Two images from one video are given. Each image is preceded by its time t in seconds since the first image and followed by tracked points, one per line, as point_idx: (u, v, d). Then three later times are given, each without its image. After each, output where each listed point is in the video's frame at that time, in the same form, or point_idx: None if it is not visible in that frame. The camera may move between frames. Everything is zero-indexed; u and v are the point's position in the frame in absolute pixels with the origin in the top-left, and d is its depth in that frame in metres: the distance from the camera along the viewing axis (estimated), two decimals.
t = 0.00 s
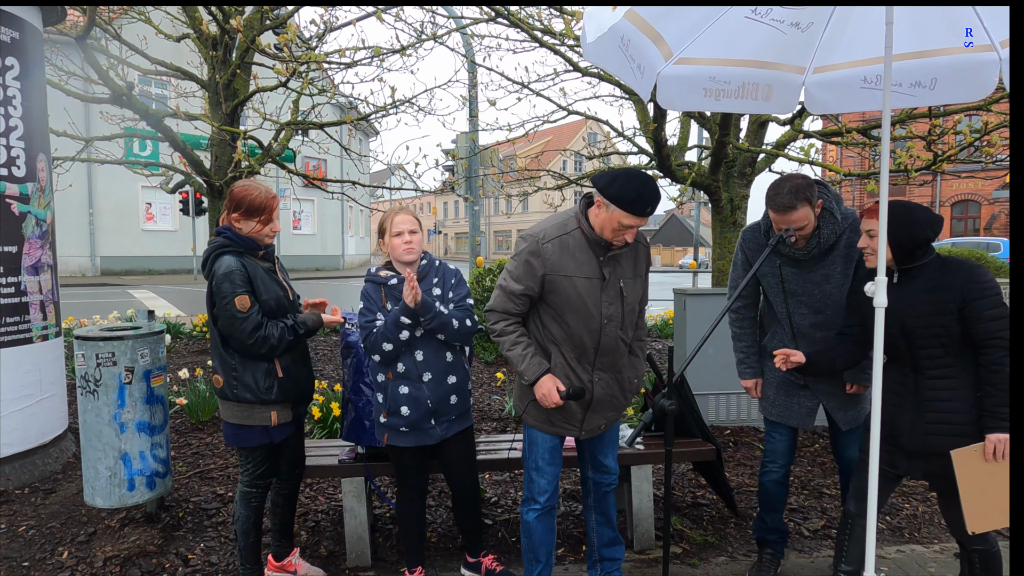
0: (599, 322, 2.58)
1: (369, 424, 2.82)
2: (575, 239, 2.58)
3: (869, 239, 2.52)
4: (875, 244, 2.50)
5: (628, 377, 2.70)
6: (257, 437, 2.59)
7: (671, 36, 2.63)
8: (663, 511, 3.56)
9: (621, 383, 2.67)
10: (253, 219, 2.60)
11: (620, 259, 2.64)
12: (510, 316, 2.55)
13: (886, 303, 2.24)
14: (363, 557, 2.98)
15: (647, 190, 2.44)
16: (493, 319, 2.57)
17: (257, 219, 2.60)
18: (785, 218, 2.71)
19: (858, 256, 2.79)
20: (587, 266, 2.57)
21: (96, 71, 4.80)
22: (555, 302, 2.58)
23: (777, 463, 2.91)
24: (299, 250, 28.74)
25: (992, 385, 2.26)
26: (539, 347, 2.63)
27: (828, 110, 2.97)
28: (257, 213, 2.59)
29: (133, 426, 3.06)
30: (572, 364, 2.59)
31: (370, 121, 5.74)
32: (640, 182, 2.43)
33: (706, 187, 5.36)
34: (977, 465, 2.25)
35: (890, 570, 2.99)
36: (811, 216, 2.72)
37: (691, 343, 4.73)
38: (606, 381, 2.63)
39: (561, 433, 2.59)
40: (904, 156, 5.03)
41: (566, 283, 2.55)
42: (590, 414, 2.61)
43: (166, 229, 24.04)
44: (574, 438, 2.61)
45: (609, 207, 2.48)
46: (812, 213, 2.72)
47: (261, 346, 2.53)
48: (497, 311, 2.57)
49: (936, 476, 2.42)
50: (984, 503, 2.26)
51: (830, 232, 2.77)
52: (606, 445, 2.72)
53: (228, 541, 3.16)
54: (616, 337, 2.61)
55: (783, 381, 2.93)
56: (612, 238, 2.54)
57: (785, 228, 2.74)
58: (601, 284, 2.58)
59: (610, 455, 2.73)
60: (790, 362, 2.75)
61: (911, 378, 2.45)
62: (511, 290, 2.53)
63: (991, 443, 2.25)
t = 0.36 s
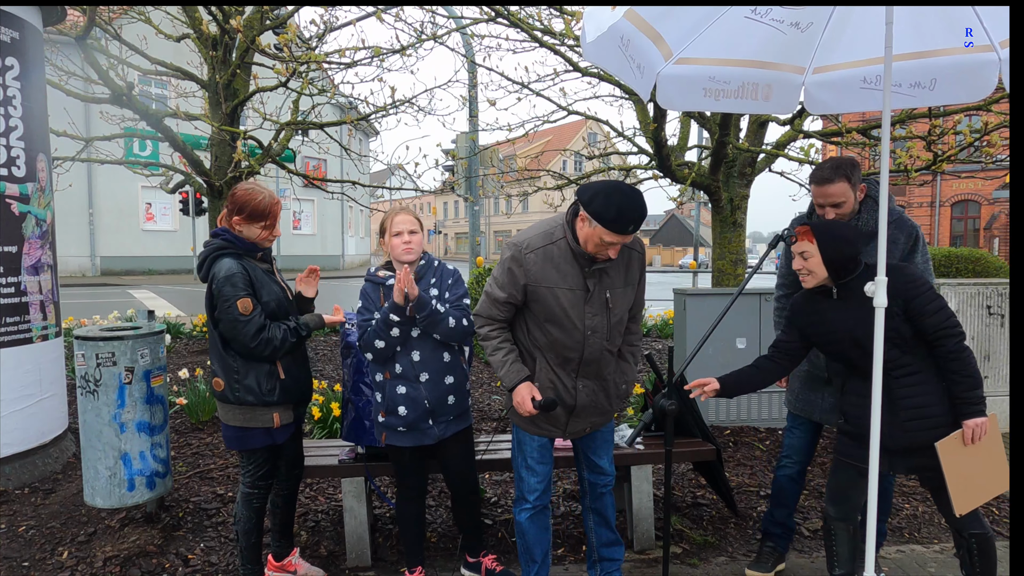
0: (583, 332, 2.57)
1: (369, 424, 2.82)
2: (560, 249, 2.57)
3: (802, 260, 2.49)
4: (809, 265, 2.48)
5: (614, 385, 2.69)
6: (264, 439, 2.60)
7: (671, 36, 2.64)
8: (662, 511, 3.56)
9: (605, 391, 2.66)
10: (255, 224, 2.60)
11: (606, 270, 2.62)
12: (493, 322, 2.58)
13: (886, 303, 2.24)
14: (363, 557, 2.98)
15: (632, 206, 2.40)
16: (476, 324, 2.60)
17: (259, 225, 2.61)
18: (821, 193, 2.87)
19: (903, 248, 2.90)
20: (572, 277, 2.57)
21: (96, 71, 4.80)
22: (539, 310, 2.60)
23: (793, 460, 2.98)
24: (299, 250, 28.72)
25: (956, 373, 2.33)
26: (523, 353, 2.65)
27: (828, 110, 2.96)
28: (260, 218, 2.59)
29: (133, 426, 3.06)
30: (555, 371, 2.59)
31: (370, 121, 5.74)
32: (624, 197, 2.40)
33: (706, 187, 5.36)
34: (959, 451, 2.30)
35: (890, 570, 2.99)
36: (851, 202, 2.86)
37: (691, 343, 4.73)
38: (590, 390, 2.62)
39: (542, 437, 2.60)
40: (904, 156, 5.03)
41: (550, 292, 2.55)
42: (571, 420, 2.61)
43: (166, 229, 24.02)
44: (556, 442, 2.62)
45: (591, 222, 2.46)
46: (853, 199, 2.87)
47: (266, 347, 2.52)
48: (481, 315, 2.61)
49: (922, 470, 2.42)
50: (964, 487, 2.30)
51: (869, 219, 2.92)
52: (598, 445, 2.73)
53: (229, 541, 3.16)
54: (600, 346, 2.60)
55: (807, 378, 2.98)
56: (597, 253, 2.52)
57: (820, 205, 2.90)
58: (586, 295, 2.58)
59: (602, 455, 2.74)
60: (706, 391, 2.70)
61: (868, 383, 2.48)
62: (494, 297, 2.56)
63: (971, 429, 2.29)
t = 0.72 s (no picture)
0: (605, 326, 2.57)
1: (370, 424, 2.82)
2: (582, 242, 2.59)
3: (773, 256, 2.54)
4: (780, 261, 2.53)
5: (634, 381, 2.69)
6: (257, 442, 2.59)
7: (671, 36, 2.64)
8: (662, 511, 3.56)
9: (626, 386, 2.66)
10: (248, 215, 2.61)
11: (628, 265, 2.63)
12: (514, 315, 2.58)
13: (886, 303, 2.24)
14: (363, 557, 2.99)
15: (654, 200, 2.42)
16: (498, 317, 2.60)
17: (253, 213, 2.61)
18: (843, 169, 2.88)
19: (914, 250, 2.86)
20: (593, 271, 2.58)
21: (96, 71, 4.80)
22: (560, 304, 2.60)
23: (788, 453, 3.03)
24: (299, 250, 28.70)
25: (933, 367, 2.39)
26: (544, 347, 2.65)
27: (828, 111, 2.97)
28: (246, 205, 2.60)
29: (133, 426, 3.06)
30: (576, 366, 2.58)
31: (370, 121, 5.74)
32: (646, 191, 2.42)
33: (706, 187, 5.36)
34: (931, 439, 2.35)
35: (890, 570, 3.00)
36: (870, 186, 2.87)
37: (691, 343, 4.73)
38: (611, 384, 2.62)
39: (564, 432, 2.60)
40: (904, 156, 5.03)
41: (571, 286, 2.56)
42: (594, 415, 2.61)
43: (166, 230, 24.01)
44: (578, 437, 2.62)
45: (616, 217, 2.48)
46: (872, 183, 2.87)
47: (268, 348, 2.52)
48: (503, 308, 2.61)
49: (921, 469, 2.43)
50: (935, 474, 2.35)
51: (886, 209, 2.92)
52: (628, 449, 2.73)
53: (229, 541, 3.16)
54: (622, 341, 2.60)
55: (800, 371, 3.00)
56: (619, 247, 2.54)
57: (839, 182, 2.92)
58: (607, 289, 2.59)
59: (633, 459, 2.74)
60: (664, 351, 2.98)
61: (848, 381, 2.50)
62: (516, 290, 2.56)
63: (941, 418, 2.36)
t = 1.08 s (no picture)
0: (640, 328, 2.60)
1: (370, 424, 2.81)
2: (636, 245, 2.59)
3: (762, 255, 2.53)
4: (769, 261, 2.52)
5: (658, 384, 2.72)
6: (253, 444, 2.58)
7: (671, 36, 2.64)
8: (662, 511, 3.56)
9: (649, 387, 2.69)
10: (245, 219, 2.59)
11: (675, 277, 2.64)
12: (555, 301, 2.59)
13: (886, 303, 2.24)
14: (363, 557, 2.99)
15: (718, 218, 2.42)
16: (538, 302, 2.61)
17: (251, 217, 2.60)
18: (817, 166, 2.94)
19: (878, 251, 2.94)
20: (641, 273, 2.59)
21: (96, 71, 4.80)
22: (602, 299, 2.62)
23: (766, 458, 3.03)
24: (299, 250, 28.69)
25: (932, 367, 2.39)
26: (579, 337, 2.67)
27: (828, 110, 2.97)
28: (242, 212, 2.58)
29: (133, 426, 3.06)
30: (604, 362, 2.62)
31: (370, 121, 5.74)
32: (711, 206, 2.43)
33: (706, 187, 5.36)
34: (917, 438, 2.36)
35: (889, 570, 2.99)
36: (843, 183, 2.92)
37: (691, 343, 4.74)
38: (634, 387, 2.65)
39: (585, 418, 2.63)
40: (904, 156, 5.03)
41: (617, 283, 2.58)
42: (616, 409, 2.64)
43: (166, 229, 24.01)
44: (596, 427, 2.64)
45: (677, 229, 2.48)
46: (844, 181, 2.93)
47: (264, 349, 2.51)
48: (544, 294, 2.62)
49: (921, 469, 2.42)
50: (923, 472, 2.36)
51: (857, 208, 2.95)
52: (641, 444, 2.73)
53: (228, 541, 3.16)
54: (655, 343, 2.63)
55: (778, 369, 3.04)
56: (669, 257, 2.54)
57: (813, 178, 2.97)
58: (650, 292, 2.60)
59: (645, 455, 2.74)
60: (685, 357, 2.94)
61: (835, 381, 2.51)
62: (562, 277, 2.57)
63: (928, 417, 2.36)
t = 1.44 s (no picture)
0: (648, 344, 2.63)
1: (369, 424, 2.81)
2: (653, 264, 2.59)
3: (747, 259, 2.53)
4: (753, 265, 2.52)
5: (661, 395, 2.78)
6: (250, 445, 2.58)
7: (672, 36, 2.64)
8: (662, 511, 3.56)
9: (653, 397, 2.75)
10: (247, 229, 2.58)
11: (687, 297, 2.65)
12: (567, 314, 2.58)
13: (886, 303, 2.25)
14: (364, 557, 2.99)
15: (737, 249, 2.41)
16: (552, 315, 2.59)
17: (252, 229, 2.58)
18: (761, 168, 2.92)
19: (829, 242, 2.99)
20: (656, 291, 2.59)
21: (95, 71, 4.80)
22: (613, 315, 2.62)
23: (749, 455, 3.03)
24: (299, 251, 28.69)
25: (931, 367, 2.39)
26: (588, 349, 2.68)
27: (828, 111, 2.97)
28: (241, 221, 2.55)
29: (133, 426, 3.06)
30: (610, 376, 2.66)
31: (370, 121, 5.74)
32: (730, 235, 2.43)
33: (707, 187, 5.36)
34: (904, 437, 2.38)
35: (889, 570, 2.99)
36: (787, 181, 2.92)
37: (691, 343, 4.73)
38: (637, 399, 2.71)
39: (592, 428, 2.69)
40: (904, 156, 5.03)
41: (630, 300, 2.58)
42: (622, 420, 2.70)
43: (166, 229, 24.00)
44: (601, 436, 2.70)
45: (696, 256, 2.46)
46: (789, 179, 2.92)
47: (258, 351, 2.51)
48: (557, 309, 2.59)
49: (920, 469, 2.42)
50: (913, 470, 2.38)
51: (804, 203, 2.96)
52: (652, 440, 2.77)
53: (228, 542, 3.16)
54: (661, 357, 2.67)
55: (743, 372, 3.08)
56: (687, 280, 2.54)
57: (759, 181, 2.95)
58: (662, 310, 2.61)
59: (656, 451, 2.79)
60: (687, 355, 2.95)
61: (824, 383, 2.51)
62: (579, 292, 2.54)
63: (913, 415, 2.38)
